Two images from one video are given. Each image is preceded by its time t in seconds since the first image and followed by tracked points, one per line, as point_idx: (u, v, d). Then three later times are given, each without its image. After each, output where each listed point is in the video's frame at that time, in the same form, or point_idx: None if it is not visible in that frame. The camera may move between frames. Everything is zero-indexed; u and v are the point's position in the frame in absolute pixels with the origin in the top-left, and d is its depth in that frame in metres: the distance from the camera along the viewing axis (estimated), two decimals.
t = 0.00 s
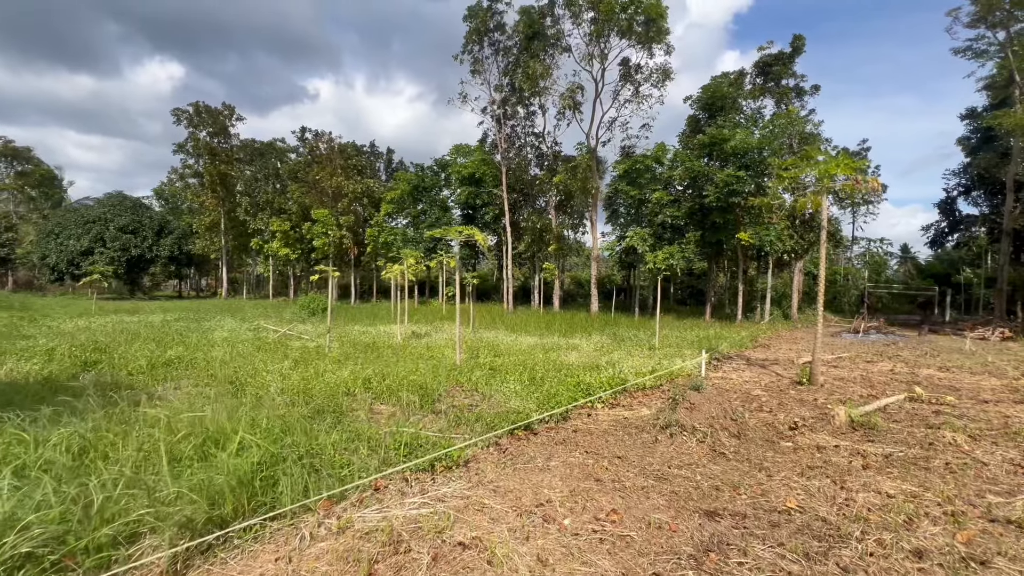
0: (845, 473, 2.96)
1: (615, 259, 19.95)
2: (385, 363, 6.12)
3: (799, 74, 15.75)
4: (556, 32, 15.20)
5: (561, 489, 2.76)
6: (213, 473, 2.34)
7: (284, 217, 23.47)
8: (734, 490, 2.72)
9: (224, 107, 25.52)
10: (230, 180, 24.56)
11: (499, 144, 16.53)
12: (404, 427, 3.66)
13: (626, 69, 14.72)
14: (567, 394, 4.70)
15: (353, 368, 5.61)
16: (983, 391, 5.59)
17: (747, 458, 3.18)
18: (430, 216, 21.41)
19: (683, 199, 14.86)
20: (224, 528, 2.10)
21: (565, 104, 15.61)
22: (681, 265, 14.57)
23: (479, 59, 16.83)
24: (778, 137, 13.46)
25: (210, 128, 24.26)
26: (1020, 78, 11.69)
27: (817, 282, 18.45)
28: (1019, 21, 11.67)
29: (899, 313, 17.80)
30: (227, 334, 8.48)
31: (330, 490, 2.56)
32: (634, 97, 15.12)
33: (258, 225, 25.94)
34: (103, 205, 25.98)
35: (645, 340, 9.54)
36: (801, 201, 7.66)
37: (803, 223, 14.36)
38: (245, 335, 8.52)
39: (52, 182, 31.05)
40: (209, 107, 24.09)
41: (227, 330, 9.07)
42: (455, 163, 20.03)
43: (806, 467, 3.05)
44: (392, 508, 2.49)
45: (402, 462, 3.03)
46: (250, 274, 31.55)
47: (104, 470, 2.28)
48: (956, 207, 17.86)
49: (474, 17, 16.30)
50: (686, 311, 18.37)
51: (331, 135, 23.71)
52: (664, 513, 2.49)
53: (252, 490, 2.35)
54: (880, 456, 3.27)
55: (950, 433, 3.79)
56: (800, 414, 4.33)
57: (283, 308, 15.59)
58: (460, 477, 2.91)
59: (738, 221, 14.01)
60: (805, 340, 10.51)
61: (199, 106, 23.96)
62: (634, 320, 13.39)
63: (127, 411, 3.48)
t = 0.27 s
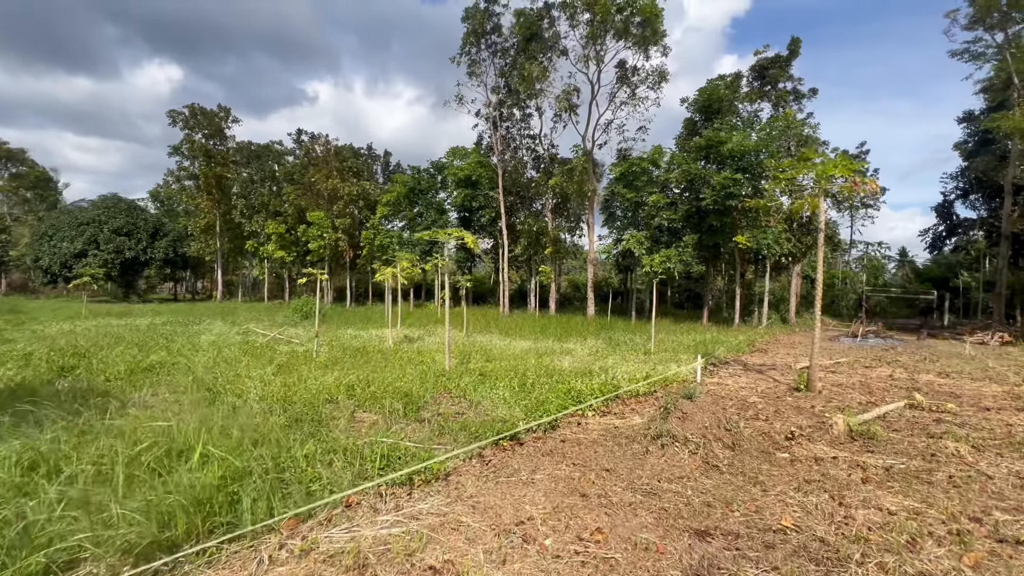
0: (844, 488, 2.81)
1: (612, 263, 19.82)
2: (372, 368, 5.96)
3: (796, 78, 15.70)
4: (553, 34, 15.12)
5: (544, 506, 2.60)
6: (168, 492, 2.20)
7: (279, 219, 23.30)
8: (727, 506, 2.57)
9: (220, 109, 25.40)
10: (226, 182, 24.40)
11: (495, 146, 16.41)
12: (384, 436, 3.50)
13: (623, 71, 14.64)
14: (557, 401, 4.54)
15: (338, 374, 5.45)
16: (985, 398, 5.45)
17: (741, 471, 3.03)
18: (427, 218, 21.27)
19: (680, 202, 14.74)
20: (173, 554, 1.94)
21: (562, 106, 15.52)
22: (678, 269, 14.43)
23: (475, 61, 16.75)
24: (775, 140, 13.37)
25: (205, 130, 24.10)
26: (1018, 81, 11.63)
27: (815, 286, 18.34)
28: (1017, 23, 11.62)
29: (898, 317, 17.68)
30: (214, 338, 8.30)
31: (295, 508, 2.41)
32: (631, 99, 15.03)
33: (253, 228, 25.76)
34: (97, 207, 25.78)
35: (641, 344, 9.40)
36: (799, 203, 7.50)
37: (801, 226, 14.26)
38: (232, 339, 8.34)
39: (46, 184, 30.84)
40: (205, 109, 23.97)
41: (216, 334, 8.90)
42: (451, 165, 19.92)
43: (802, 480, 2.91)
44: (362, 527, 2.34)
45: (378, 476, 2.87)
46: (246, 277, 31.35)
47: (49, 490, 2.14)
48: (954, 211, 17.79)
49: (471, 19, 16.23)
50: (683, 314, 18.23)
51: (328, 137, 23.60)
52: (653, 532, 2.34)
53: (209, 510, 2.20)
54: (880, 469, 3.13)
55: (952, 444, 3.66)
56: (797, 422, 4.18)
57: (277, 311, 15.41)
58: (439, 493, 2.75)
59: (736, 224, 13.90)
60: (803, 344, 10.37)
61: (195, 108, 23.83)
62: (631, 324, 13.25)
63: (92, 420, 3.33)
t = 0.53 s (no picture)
0: (847, 503, 2.66)
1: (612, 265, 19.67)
2: (363, 373, 5.82)
3: (797, 79, 15.57)
4: (552, 35, 15.03)
5: (529, 522, 2.45)
6: (122, 511, 2.07)
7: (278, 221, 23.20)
8: (723, 524, 2.42)
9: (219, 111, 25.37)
10: (225, 184, 24.34)
11: (494, 147, 16.30)
12: (366, 446, 3.35)
13: (623, 72, 14.52)
14: (549, 408, 4.40)
15: (327, 379, 5.31)
16: (992, 405, 5.28)
17: (738, 485, 2.88)
18: (426, 220, 21.15)
19: (680, 203, 14.59)
20: None
21: (561, 107, 15.41)
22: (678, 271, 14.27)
23: (475, 62, 16.66)
24: (775, 141, 13.24)
25: (204, 132, 24.05)
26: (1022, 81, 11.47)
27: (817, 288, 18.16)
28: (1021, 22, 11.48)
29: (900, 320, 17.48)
30: (206, 341, 8.18)
31: (262, 526, 2.27)
32: (631, 100, 14.91)
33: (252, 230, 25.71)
34: (96, 209, 25.73)
35: (639, 348, 9.24)
36: (800, 204, 7.34)
37: (802, 228, 14.10)
38: (224, 342, 8.22)
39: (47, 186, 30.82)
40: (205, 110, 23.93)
41: (209, 336, 8.79)
42: (450, 167, 19.82)
43: (804, 495, 2.75)
44: (332, 546, 2.19)
45: (354, 490, 2.73)
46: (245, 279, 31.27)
47: None
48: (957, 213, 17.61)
49: (470, 20, 16.15)
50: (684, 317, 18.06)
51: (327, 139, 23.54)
52: (642, 552, 2.20)
53: (165, 530, 2.07)
54: (886, 482, 2.97)
55: (960, 454, 3.50)
56: (798, 431, 4.02)
57: (274, 313, 15.29)
58: (418, 508, 2.60)
59: (736, 226, 13.76)
60: (805, 348, 10.20)
61: (194, 109, 23.80)
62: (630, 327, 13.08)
63: (62, 428, 3.20)
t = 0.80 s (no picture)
0: (853, 514, 2.51)
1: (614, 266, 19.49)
2: (356, 374, 5.69)
3: (802, 78, 15.38)
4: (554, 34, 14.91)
5: (514, 534, 2.32)
6: (77, 524, 1.94)
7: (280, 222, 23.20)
8: (721, 538, 2.27)
9: (223, 112, 25.43)
10: (228, 185, 24.37)
11: (496, 147, 16.20)
12: (351, 451, 3.20)
13: (625, 71, 14.37)
14: (544, 412, 4.25)
15: (320, 381, 5.18)
16: (1005, 410, 5.09)
17: (739, 494, 2.73)
18: (428, 221, 21.08)
19: (683, 203, 14.41)
20: None
21: (563, 107, 15.28)
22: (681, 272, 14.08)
23: (477, 62, 16.57)
24: (780, 140, 13.06)
25: (208, 133, 24.10)
26: None
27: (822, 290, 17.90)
28: None
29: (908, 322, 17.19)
30: (203, 342, 8.10)
31: (229, 538, 2.14)
32: (634, 100, 14.75)
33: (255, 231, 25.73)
34: (101, 210, 25.83)
35: (640, 349, 9.08)
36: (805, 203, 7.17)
37: (807, 228, 13.88)
38: (220, 343, 8.12)
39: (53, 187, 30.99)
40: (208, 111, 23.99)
41: (205, 337, 8.70)
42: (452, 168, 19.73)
43: (808, 505, 2.59)
44: (303, 560, 2.06)
45: (333, 498, 2.59)
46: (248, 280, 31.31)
47: None
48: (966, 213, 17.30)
49: (472, 20, 16.06)
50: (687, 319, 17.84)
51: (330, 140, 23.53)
52: (633, 568, 2.05)
53: (123, 544, 1.95)
54: (895, 492, 2.81)
55: (974, 462, 3.32)
56: (802, 436, 3.85)
57: (274, 314, 15.22)
58: (399, 518, 2.46)
59: (740, 226, 13.58)
60: (811, 350, 9.98)
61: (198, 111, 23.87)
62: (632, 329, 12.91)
63: (38, 431, 3.09)
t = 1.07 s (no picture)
0: (860, 529, 2.35)
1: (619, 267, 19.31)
2: (350, 377, 5.58)
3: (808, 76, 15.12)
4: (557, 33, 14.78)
5: (497, 548, 2.19)
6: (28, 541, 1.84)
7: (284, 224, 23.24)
8: (716, 554, 2.12)
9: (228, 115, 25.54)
10: (233, 187, 24.47)
11: (499, 148, 16.09)
12: (333, 457, 3.08)
13: (629, 70, 14.21)
14: (539, 417, 4.11)
15: (312, 383, 5.08)
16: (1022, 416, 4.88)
17: (738, 506, 2.58)
18: (431, 222, 21.01)
19: (688, 203, 14.20)
20: None
21: (566, 107, 15.13)
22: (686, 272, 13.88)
23: (480, 62, 16.48)
24: (786, 139, 12.83)
25: (213, 135, 24.21)
26: None
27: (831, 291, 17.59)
28: None
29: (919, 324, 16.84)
30: (200, 343, 8.04)
31: (192, 553, 2.02)
32: (637, 99, 14.58)
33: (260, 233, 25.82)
34: (108, 212, 26.04)
35: (643, 351, 8.91)
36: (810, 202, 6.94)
37: (814, 228, 13.63)
38: (217, 345, 8.05)
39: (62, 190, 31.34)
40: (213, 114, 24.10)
41: (203, 339, 8.65)
42: (455, 168, 19.64)
43: (811, 519, 2.44)
44: None
45: (308, 509, 2.47)
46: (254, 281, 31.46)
47: None
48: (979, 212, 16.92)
49: (474, 20, 15.98)
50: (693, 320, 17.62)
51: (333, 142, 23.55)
52: None
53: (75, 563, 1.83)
54: (904, 504, 2.64)
55: (989, 472, 3.14)
56: (807, 443, 3.69)
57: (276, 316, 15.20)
58: (377, 531, 2.34)
59: (746, 226, 13.35)
60: (818, 353, 9.75)
61: (203, 113, 24.00)
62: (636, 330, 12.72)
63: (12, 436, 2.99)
